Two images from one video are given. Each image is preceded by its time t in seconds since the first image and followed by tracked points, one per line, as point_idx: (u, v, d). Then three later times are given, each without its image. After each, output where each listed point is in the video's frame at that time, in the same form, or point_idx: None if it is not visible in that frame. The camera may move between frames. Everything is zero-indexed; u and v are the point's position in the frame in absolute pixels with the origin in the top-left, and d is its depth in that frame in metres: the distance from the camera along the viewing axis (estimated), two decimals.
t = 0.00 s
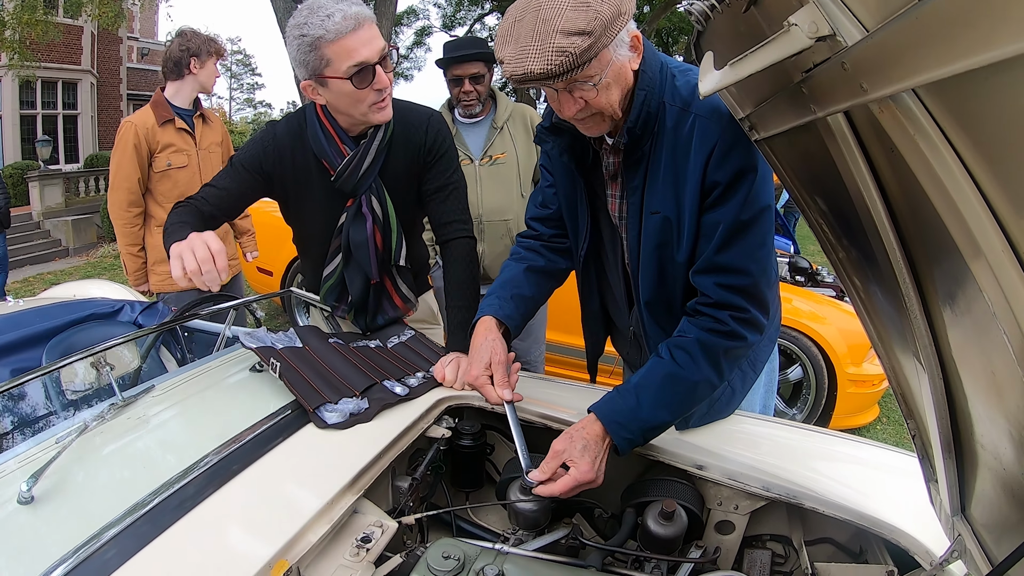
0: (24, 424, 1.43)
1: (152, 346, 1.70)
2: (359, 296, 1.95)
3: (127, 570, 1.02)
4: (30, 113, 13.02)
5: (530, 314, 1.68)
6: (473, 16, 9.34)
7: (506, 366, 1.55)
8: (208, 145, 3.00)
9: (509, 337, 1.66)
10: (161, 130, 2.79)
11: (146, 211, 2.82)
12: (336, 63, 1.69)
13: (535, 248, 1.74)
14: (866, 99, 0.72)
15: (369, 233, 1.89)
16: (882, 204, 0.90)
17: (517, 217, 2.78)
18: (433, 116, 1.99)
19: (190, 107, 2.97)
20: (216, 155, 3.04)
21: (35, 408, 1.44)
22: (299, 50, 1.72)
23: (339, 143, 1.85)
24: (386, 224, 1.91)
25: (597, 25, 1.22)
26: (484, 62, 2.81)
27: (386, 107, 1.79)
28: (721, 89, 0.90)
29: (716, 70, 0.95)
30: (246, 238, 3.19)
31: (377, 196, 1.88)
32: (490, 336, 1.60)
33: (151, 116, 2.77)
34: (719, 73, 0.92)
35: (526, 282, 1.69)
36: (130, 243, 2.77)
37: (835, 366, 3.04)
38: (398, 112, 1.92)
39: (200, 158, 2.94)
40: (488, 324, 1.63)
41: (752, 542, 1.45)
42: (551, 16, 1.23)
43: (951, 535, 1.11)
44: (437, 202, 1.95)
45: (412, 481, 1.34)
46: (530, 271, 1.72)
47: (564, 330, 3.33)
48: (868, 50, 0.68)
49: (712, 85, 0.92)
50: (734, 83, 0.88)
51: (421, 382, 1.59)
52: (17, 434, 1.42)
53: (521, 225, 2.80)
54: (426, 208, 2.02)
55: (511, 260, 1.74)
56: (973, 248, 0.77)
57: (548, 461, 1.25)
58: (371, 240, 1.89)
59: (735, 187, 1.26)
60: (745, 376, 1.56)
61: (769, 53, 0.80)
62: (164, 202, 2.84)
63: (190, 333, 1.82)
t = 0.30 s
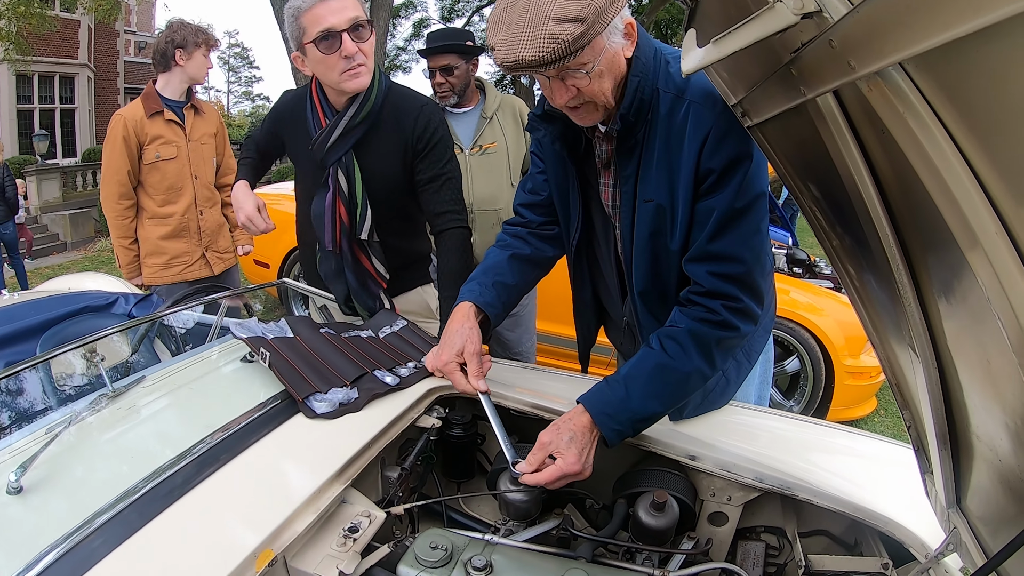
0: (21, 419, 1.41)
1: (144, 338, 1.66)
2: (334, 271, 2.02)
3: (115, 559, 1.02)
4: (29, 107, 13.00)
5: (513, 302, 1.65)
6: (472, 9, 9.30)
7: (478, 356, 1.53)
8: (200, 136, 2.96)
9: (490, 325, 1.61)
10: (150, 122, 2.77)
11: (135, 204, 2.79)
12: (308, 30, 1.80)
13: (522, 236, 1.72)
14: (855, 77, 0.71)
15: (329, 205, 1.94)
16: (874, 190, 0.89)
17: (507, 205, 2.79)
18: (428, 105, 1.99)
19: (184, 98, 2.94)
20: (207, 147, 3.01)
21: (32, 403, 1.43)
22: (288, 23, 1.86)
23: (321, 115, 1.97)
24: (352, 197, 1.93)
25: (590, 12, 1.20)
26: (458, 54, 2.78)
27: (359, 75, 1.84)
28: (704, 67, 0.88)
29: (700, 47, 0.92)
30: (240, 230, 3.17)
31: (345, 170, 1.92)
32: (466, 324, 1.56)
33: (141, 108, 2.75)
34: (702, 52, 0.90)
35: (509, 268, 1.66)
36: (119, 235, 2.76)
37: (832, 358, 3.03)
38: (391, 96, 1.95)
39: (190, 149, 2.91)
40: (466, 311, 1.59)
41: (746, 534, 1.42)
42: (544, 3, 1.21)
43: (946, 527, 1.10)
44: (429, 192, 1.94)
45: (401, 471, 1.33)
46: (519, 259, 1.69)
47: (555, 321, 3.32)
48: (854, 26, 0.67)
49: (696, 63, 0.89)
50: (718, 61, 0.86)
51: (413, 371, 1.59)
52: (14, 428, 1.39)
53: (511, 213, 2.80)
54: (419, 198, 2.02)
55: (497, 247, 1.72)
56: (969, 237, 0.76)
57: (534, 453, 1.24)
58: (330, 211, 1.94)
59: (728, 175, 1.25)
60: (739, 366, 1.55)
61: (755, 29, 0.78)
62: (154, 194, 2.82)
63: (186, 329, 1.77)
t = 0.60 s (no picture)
0: (14, 417, 1.37)
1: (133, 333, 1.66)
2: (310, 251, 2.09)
3: (101, 554, 1.01)
4: (23, 103, 12.93)
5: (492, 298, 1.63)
6: (466, 3, 9.26)
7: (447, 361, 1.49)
8: (188, 131, 2.88)
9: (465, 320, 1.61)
10: (134, 119, 2.77)
11: (124, 200, 2.83)
12: (306, 28, 1.80)
13: (503, 228, 1.71)
14: (838, 64, 0.70)
15: (315, 193, 1.99)
16: (861, 181, 0.88)
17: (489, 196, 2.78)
18: (417, 100, 1.98)
19: (175, 93, 2.85)
20: (196, 142, 2.91)
21: (26, 401, 1.40)
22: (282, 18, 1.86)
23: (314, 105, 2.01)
24: (336, 188, 1.98)
25: (571, 3, 1.19)
26: (432, 50, 2.80)
27: (356, 71, 1.87)
28: (684, 54, 0.87)
29: (679, 32, 0.91)
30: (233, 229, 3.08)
31: (333, 161, 1.95)
32: (443, 325, 1.53)
33: (126, 105, 2.77)
34: (680, 39, 0.88)
35: (488, 264, 1.64)
36: (107, 230, 2.82)
37: (826, 351, 3.03)
38: (383, 90, 1.96)
39: (175, 146, 2.85)
40: (443, 310, 1.57)
41: (736, 527, 1.44)
42: None
43: (937, 521, 1.10)
44: (415, 186, 1.92)
45: (389, 465, 1.34)
46: (510, 253, 1.69)
47: (543, 313, 3.35)
48: (834, 12, 0.66)
49: (675, 50, 0.87)
50: (697, 48, 0.84)
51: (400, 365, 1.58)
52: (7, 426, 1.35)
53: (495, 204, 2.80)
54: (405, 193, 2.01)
55: (476, 240, 1.70)
56: (957, 231, 0.75)
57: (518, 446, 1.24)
58: (314, 197, 2.00)
59: (715, 165, 1.25)
60: (730, 359, 1.54)
61: (734, 16, 0.76)
62: (140, 190, 2.82)
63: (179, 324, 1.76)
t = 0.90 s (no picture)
0: (9, 412, 1.38)
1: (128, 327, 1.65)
2: (314, 245, 2.05)
3: (99, 550, 1.01)
4: (16, 99, 12.84)
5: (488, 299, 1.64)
6: None
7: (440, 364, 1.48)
8: (181, 127, 2.84)
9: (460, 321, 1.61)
10: (128, 115, 2.80)
11: (121, 195, 2.90)
12: (311, 27, 1.79)
13: (499, 226, 1.71)
14: (837, 62, 0.70)
15: (319, 189, 1.97)
16: (858, 177, 0.88)
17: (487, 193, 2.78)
18: (418, 98, 1.99)
19: (171, 88, 2.84)
20: (189, 138, 2.87)
21: (21, 397, 1.40)
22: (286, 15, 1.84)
23: (315, 102, 2.02)
24: (342, 182, 1.96)
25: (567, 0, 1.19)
26: (434, 48, 2.81)
27: (360, 70, 1.87)
28: (683, 52, 0.86)
29: (679, 30, 0.90)
30: (229, 227, 3.00)
31: (335, 157, 1.94)
32: (437, 327, 1.53)
33: (121, 102, 2.80)
34: (680, 36, 0.88)
35: (483, 264, 1.64)
36: (105, 226, 2.88)
37: (820, 348, 3.04)
38: (384, 88, 1.97)
39: (167, 142, 2.83)
40: (437, 311, 1.57)
41: (733, 523, 1.44)
42: None
43: (933, 516, 1.10)
44: (413, 182, 1.92)
45: (387, 461, 1.34)
46: (516, 247, 1.71)
47: (536, 309, 3.35)
48: (834, 10, 0.66)
49: (674, 48, 0.87)
50: (696, 46, 0.84)
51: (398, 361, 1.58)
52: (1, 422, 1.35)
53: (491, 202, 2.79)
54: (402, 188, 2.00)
55: (472, 239, 1.70)
56: (955, 228, 0.75)
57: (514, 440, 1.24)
58: (320, 192, 1.97)
59: (710, 160, 1.25)
60: (726, 355, 1.55)
61: (732, 14, 0.76)
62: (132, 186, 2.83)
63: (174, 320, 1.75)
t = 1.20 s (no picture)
0: (7, 409, 1.37)
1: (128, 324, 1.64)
2: (310, 243, 2.01)
3: (100, 546, 1.01)
4: (13, 95, 12.81)
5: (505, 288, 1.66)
6: None
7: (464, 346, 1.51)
8: (177, 123, 2.82)
9: (480, 308, 1.63)
10: (126, 112, 2.82)
11: (121, 190, 2.91)
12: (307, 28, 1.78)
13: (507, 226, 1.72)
14: (842, 60, 0.70)
15: (315, 187, 1.94)
16: (859, 175, 0.88)
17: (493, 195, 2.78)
18: (418, 96, 1.99)
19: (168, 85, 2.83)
20: (185, 134, 2.84)
21: (20, 394, 1.39)
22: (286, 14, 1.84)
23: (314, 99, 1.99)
24: (338, 181, 1.94)
25: None
26: (454, 49, 2.77)
27: (353, 74, 1.87)
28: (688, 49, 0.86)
29: (684, 27, 0.90)
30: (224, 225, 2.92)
31: (333, 156, 1.93)
32: (461, 312, 1.56)
33: (120, 99, 2.82)
34: (686, 33, 0.88)
35: (498, 256, 1.67)
36: (106, 222, 2.90)
37: (818, 346, 3.05)
38: (384, 86, 1.96)
39: (162, 139, 2.81)
40: (460, 297, 1.60)
41: (732, 520, 1.44)
42: None
43: (932, 514, 1.11)
44: (415, 179, 1.92)
45: (388, 458, 1.34)
46: (516, 244, 1.70)
47: (541, 308, 3.31)
48: (841, 9, 0.66)
49: (680, 46, 0.87)
50: (702, 43, 0.84)
51: (398, 358, 1.58)
52: None
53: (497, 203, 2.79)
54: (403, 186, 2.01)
55: (486, 235, 1.71)
56: (958, 226, 0.75)
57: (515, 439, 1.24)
58: (316, 193, 1.94)
59: (712, 159, 1.25)
60: (725, 354, 1.55)
61: (738, 12, 0.76)
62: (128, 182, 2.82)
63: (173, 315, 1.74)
